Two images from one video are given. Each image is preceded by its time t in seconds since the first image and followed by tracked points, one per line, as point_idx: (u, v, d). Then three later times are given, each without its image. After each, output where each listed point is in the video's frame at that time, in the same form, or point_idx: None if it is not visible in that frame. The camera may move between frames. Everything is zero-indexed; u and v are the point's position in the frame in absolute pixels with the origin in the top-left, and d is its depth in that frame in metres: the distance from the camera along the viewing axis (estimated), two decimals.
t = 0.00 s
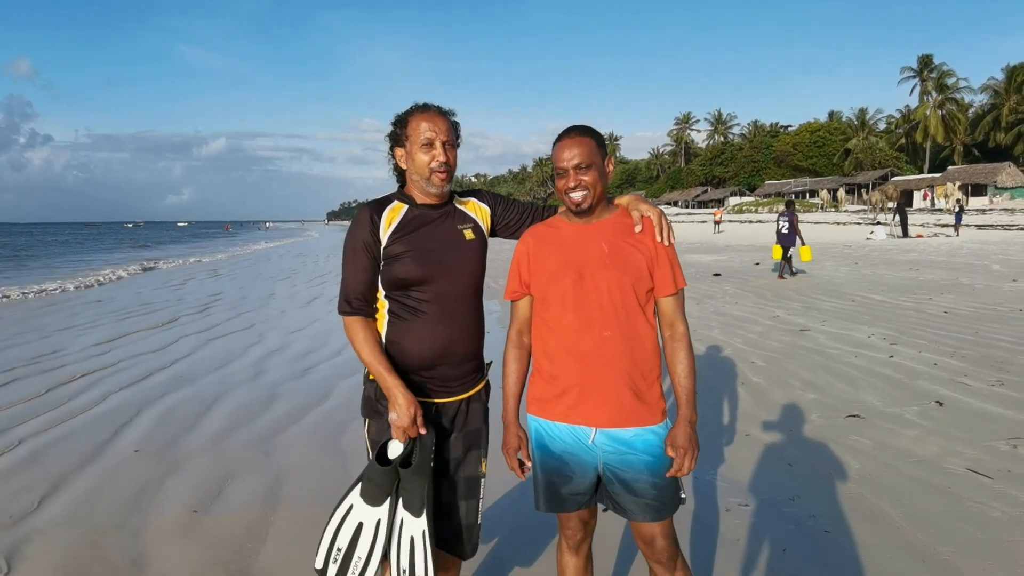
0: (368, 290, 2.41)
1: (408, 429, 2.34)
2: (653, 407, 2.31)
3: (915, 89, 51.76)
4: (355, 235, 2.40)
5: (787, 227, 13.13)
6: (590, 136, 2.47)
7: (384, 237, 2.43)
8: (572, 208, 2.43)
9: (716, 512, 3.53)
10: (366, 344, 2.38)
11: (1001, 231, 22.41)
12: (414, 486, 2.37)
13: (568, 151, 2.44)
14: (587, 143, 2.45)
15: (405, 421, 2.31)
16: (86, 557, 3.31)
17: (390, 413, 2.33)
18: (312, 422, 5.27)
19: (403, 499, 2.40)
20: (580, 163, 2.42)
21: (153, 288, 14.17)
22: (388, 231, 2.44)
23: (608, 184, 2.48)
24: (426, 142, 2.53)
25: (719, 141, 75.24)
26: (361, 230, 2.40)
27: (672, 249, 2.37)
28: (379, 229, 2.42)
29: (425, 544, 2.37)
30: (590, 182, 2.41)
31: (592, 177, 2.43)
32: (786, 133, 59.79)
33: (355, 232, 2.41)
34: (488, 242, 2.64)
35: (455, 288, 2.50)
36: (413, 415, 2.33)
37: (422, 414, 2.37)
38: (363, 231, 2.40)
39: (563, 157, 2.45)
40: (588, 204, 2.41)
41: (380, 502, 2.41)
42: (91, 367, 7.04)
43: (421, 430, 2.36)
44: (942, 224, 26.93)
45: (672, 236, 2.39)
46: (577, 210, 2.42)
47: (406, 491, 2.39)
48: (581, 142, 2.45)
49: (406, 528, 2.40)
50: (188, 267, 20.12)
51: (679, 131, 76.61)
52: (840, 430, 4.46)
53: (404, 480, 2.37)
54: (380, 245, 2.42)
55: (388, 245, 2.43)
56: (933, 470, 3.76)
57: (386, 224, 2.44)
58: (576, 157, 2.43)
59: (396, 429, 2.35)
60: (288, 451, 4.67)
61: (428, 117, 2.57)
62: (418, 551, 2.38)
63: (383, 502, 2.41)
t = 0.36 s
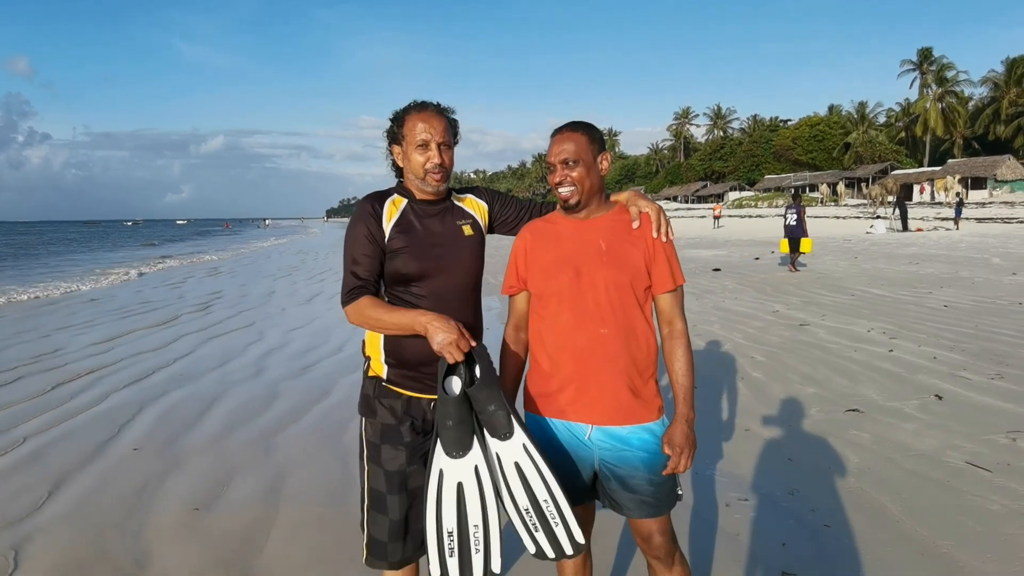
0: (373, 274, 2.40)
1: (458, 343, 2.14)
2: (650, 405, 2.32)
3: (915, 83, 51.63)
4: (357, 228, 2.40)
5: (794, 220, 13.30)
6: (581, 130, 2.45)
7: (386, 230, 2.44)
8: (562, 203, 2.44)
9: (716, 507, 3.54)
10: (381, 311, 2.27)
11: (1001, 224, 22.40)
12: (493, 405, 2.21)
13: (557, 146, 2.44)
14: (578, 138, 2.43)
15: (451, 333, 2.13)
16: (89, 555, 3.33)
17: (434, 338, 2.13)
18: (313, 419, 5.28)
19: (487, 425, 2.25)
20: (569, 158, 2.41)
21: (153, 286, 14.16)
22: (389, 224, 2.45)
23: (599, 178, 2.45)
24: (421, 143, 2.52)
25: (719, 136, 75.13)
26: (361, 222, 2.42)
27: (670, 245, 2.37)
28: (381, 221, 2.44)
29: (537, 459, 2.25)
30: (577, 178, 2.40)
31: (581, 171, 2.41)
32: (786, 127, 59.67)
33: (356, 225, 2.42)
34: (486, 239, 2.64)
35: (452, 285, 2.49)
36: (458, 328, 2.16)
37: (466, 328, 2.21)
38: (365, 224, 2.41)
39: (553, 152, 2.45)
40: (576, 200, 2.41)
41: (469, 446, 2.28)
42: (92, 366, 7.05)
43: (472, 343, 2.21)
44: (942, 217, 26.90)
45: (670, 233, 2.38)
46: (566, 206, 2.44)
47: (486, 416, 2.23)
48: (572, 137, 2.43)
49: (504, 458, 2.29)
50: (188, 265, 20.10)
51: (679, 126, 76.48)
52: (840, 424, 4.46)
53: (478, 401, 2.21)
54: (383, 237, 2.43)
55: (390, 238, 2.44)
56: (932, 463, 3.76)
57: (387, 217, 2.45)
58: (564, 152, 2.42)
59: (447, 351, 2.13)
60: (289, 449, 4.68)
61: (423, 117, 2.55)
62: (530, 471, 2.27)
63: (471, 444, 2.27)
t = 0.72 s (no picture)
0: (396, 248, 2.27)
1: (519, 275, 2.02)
2: (651, 401, 2.32)
3: (915, 75, 51.46)
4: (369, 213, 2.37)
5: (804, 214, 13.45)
6: (579, 124, 2.42)
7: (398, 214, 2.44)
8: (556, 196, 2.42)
9: (718, 501, 3.54)
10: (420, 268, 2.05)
11: (1001, 216, 22.36)
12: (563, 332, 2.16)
13: (554, 139, 2.41)
14: (574, 132, 2.40)
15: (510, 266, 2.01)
16: (92, 553, 3.33)
17: (496, 273, 1.99)
18: (314, 417, 5.27)
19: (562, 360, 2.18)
20: (563, 151, 2.38)
21: (154, 285, 14.18)
22: (399, 209, 2.46)
23: (594, 174, 2.43)
24: (416, 139, 2.50)
25: (718, 130, 74.97)
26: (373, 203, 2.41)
27: (668, 241, 2.35)
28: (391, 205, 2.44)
29: (610, 379, 2.22)
30: (570, 171, 2.37)
31: (574, 165, 2.38)
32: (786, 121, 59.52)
33: (368, 210, 2.39)
34: (485, 236, 2.63)
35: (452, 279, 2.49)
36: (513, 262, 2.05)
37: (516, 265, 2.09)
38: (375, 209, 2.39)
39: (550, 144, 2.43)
40: (566, 193, 2.39)
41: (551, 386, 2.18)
42: (93, 365, 7.05)
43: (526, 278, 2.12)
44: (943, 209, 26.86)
45: (669, 228, 2.36)
46: (561, 200, 2.41)
47: (561, 349, 2.16)
48: (569, 130, 2.41)
49: (581, 392, 2.24)
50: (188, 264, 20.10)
51: (678, 120, 76.31)
52: (842, 417, 4.46)
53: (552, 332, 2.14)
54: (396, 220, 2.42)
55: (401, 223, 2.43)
56: (934, 456, 3.76)
57: (396, 204, 2.46)
58: (559, 144, 2.39)
59: (512, 283, 2.00)
60: (291, 446, 4.68)
61: (418, 113, 2.53)
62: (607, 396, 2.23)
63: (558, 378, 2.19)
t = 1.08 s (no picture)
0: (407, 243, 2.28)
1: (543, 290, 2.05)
2: (654, 397, 2.31)
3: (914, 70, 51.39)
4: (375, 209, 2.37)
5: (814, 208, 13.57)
6: (582, 123, 2.42)
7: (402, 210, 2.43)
8: (571, 196, 2.39)
9: (721, 497, 3.54)
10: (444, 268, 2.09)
11: (1001, 211, 22.35)
12: (569, 355, 2.23)
13: (563, 140, 2.39)
14: (580, 130, 2.40)
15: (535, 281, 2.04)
16: (95, 553, 3.33)
17: (520, 285, 2.03)
18: (316, 415, 5.27)
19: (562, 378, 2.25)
20: (576, 151, 2.37)
21: (154, 284, 14.16)
22: (405, 205, 2.45)
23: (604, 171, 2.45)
24: (415, 137, 2.50)
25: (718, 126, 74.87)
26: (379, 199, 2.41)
27: (669, 236, 2.35)
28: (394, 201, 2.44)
29: (600, 407, 2.26)
30: (588, 169, 2.37)
31: (589, 164, 2.39)
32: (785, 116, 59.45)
33: (373, 206, 2.39)
34: (485, 233, 2.63)
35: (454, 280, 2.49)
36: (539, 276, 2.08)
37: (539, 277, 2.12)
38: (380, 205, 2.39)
39: (558, 146, 2.40)
40: (587, 191, 2.37)
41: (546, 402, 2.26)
42: (94, 364, 7.04)
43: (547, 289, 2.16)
44: (943, 204, 26.81)
45: (669, 224, 2.36)
46: (575, 199, 2.39)
47: (562, 370, 2.23)
48: (574, 128, 2.40)
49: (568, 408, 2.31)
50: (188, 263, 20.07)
51: (678, 116, 76.20)
52: (844, 413, 4.46)
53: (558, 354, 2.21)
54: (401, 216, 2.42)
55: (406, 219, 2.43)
56: (936, 451, 3.76)
57: (400, 201, 2.45)
58: (571, 145, 2.38)
59: (534, 297, 2.03)
60: (293, 445, 4.68)
61: (417, 110, 2.52)
62: (592, 420, 2.29)
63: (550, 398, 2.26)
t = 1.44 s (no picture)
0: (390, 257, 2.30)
1: (502, 338, 2.07)
2: (657, 393, 2.31)
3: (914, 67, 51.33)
4: (365, 217, 2.39)
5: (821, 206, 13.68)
6: (578, 124, 2.42)
7: (394, 217, 2.43)
8: (568, 199, 2.39)
9: (721, 495, 3.54)
10: (415, 296, 2.14)
11: (1001, 208, 22.33)
12: (535, 398, 2.21)
13: (559, 142, 2.38)
14: (576, 132, 2.40)
15: (496, 329, 2.05)
16: (98, 553, 3.33)
17: (479, 331, 2.05)
18: (316, 414, 5.28)
19: (528, 417, 2.25)
20: (572, 154, 2.37)
21: (155, 284, 14.15)
22: (395, 211, 2.45)
23: (600, 172, 2.45)
24: (411, 137, 2.50)
25: (717, 123, 74.83)
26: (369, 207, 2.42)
27: (667, 233, 2.35)
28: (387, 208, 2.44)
29: (572, 441, 2.27)
30: (584, 172, 2.37)
31: (585, 167, 2.39)
32: (785, 114, 59.40)
33: (363, 215, 2.40)
34: (484, 231, 2.63)
35: (451, 279, 2.48)
36: (503, 322, 2.09)
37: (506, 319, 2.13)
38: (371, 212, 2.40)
39: (553, 149, 2.39)
40: (584, 194, 2.38)
41: (510, 438, 2.28)
42: (94, 364, 7.04)
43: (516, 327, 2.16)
44: (943, 202, 26.79)
45: (667, 221, 2.36)
46: (572, 202, 2.39)
47: (528, 410, 2.23)
48: (570, 130, 2.40)
49: (539, 441, 2.32)
50: (188, 262, 20.06)
51: (677, 114, 76.16)
52: (844, 411, 4.46)
53: (520, 396, 2.21)
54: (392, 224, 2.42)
55: (398, 226, 2.43)
56: (937, 449, 3.76)
57: (393, 206, 2.45)
58: (567, 148, 2.37)
59: (490, 346, 2.06)
60: (294, 444, 4.69)
61: (412, 111, 2.52)
62: (564, 452, 2.30)
63: (514, 434, 2.27)
